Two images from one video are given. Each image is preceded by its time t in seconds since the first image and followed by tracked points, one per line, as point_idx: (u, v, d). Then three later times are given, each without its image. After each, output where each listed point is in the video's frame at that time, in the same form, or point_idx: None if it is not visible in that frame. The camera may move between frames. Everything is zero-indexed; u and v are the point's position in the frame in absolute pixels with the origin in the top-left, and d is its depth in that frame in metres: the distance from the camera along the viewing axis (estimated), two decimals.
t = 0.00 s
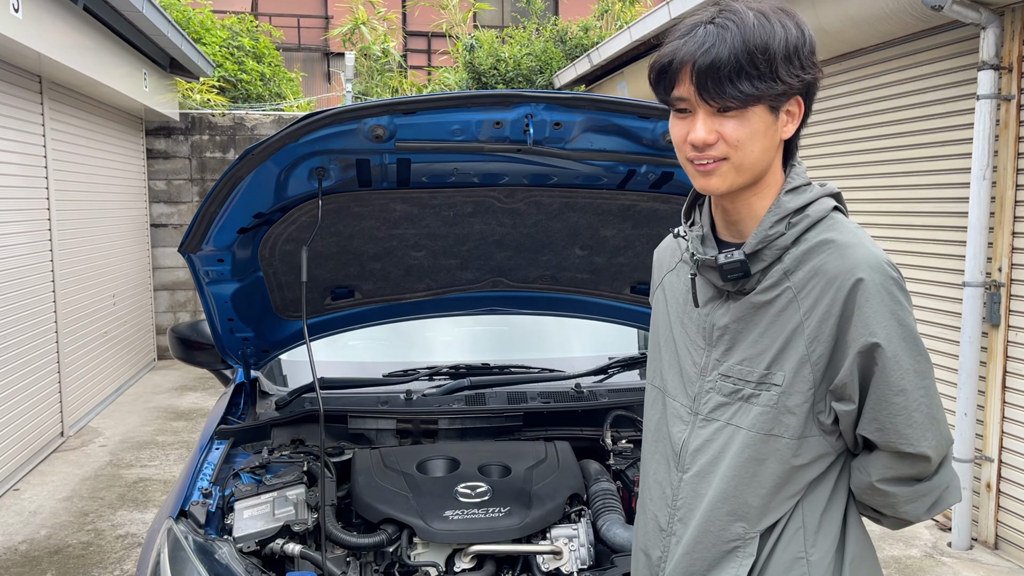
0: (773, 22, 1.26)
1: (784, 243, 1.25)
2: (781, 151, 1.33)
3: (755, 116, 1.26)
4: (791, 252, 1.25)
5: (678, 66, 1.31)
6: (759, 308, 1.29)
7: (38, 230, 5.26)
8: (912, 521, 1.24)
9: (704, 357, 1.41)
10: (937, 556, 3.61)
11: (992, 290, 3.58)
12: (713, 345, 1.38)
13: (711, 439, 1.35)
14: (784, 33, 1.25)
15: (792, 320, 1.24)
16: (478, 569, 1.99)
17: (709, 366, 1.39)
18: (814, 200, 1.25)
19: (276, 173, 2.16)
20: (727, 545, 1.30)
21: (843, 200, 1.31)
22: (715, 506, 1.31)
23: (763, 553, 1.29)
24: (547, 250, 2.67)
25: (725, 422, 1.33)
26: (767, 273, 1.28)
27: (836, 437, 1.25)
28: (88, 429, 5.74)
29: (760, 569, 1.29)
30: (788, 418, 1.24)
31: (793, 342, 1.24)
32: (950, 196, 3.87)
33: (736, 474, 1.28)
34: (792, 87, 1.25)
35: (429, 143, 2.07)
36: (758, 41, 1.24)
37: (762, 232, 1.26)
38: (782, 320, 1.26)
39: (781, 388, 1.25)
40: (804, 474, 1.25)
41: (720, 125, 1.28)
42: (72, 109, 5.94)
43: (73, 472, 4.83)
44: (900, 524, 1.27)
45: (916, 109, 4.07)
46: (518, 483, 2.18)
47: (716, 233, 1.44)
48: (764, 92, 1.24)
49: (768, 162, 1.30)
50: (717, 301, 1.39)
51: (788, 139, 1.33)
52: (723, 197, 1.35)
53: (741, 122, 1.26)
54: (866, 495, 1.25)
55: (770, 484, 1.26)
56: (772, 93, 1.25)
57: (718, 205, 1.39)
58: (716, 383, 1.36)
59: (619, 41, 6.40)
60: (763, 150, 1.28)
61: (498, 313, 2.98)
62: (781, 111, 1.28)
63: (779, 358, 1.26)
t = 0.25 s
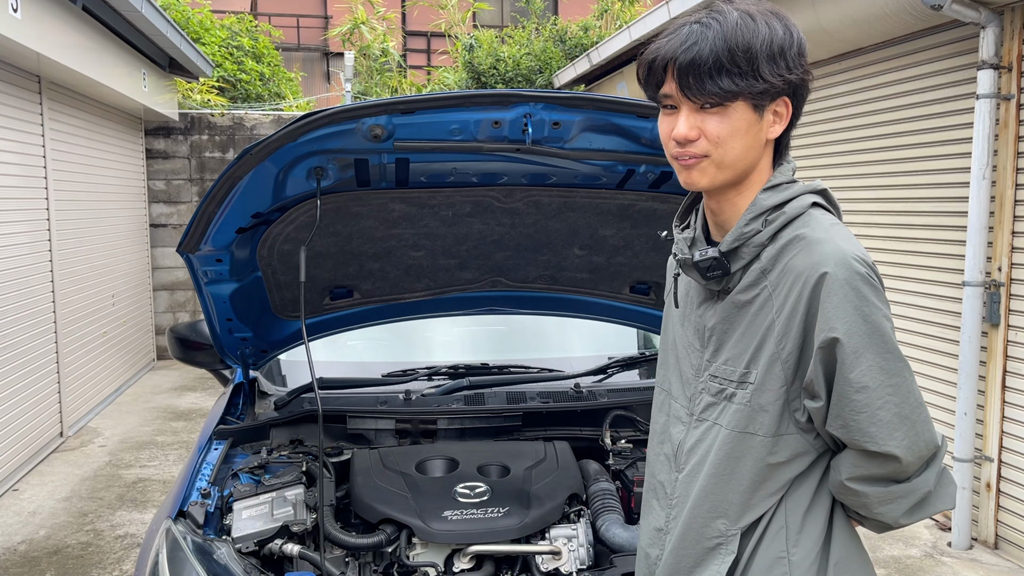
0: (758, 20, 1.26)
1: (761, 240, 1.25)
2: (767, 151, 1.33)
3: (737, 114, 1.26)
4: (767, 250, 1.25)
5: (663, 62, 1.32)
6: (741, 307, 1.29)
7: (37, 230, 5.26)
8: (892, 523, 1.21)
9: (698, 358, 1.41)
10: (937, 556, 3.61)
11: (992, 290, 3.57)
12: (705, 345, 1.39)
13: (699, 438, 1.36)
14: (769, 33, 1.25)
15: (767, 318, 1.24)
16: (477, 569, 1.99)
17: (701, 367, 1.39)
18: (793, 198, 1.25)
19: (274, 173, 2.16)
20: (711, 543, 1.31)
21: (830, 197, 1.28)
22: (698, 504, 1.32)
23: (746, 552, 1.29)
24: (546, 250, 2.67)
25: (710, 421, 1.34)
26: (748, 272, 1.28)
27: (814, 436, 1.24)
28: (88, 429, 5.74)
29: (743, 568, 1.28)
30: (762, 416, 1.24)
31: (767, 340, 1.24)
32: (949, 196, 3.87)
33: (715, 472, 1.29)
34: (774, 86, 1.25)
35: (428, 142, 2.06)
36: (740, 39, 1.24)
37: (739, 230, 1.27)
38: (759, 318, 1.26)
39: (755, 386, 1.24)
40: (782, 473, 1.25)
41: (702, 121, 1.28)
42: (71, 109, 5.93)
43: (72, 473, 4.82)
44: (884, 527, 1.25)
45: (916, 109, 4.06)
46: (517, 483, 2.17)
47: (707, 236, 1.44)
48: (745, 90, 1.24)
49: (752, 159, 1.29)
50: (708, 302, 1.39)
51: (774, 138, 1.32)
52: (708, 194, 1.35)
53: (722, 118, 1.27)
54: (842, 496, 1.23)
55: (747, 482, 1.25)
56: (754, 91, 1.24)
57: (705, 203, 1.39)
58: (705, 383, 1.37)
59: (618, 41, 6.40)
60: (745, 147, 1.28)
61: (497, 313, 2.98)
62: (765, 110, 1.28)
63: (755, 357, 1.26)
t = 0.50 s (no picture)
0: (752, 18, 1.26)
1: (766, 238, 1.24)
2: (765, 147, 1.33)
3: (736, 110, 1.26)
4: (773, 247, 1.24)
5: (658, 62, 1.31)
6: (745, 306, 1.29)
7: (36, 231, 5.25)
8: (903, 516, 1.22)
9: (699, 359, 1.41)
10: (937, 555, 3.60)
11: (991, 288, 3.57)
12: (706, 346, 1.38)
13: (705, 439, 1.35)
14: (762, 29, 1.25)
15: (775, 317, 1.24)
16: (476, 568, 1.99)
17: (703, 367, 1.39)
18: (795, 195, 1.25)
19: (272, 173, 2.16)
20: (720, 544, 1.30)
21: (828, 195, 1.30)
22: (707, 506, 1.31)
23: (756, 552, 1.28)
24: (544, 249, 2.67)
25: (716, 422, 1.33)
26: (751, 271, 1.28)
27: (822, 433, 1.24)
28: (87, 430, 5.73)
29: (754, 568, 1.28)
30: (774, 415, 1.23)
31: (775, 339, 1.23)
32: (948, 194, 3.87)
33: (725, 473, 1.28)
34: (770, 82, 1.25)
35: (426, 142, 2.06)
36: (736, 36, 1.24)
37: (743, 228, 1.26)
38: (766, 317, 1.25)
39: (765, 386, 1.24)
40: (792, 472, 1.24)
41: (701, 119, 1.27)
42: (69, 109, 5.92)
43: (71, 473, 4.82)
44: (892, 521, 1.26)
45: (914, 107, 4.06)
46: (516, 482, 2.17)
47: (704, 236, 1.43)
48: (743, 86, 1.24)
49: (751, 156, 1.29)
50: (708, 302, 1.39)
51: (771, 136, 1.32)
52: (708, 193, 1.34)
53: (721, 115, 1.26)
54: (854, 492, 1.23)
55: (758, 481, 1.25)
56: (751, 87, 1.24)
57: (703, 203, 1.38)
58: (709, 384, 1.36)
59: (617, 40, 6.39)
60: (745, 144, 1.28)
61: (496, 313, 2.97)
62: (763, 107, 1.28)
63: (764, 356, 1.25)
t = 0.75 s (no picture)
0: (690, 23, 1.26)
1: (771, 236, 1.24)
2: (744, 142, 1.29)
3: (689, 118, 1.26)
4: (778, 245, 1.24)
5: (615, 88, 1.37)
6: (751, 305, 1.29)
7: (34, 233, 5.24)
8: (916, 513, 1.22)
9: (706, 358, 1.40)
10: (937, 553, 3.61)
11: (989, 286, 3.57)
12: (713, 344, 1.38)
13: (710, 439, 1.35)
14: (703, 30, 1.25)
15: (779, 316, 1.23)
16: (475, 569, 1.98)
17: (710, 366, 1.38)
18: (801, 192, 1.24)
19: (269, 173, 2.15)
20: (726, 544, 1.30)
21: (836, 190, 1.28)
22: (711, 506, 1.31)
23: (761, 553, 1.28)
24: (543, 248, 2.66)
25: (721, 421, 1.33)
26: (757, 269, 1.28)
27: (829, 433, 1.24)
28: (86, 431, 5.73)
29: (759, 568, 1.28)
30: (779, 415, 1.23)
31: (780, 338, 1.23)
32: (946, 193, 3.87)
33: (730, 473, 1.28)
34: (723, 78, 1.23)
35: (424, 142, 2.06)
36: (670, 48, 1.26)
37: (748, 227, 1.25)
38: (771, 316, 1.25)
39: (771, 385, 1.24)
40: (799, 471, 1.24)
41: (658, 135, 1.31)
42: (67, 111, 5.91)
43: (70, 475, 4.81)
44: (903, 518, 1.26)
45: (912, 105, 4.06)
46: (515, 482, 2.17)
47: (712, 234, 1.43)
48: (684, 95, 1.25)
49: (720, 158, 1.28)
50: (716, 300, 1.38)
51: (751, 130, 1.29)
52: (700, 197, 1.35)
53: (674, 127, 1.28)
54: (864, 490, 1.23)
55: (764, 481, 1.25)
56: (695, 93, 1.24)
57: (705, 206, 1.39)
58: (715, 383, 1.36)
59: (616, 38, 6.37)
60: (709, 148, 1.27)
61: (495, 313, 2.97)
62: (723, 107, 1.25)
63: (769, 356, 1.25)
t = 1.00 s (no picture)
0: (683, 25, 1.28)
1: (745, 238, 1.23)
2: (743, 139, 1.26)
3: (681, 119, 1.29)
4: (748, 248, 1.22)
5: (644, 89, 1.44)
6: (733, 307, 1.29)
7: (30, 235, 5.23)
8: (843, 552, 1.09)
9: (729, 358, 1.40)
10: (936, 551, 3.61)
11: (987, 284, 3.58)
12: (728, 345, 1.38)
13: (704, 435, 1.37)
14: (686, 33, 1.26)
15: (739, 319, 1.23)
16: (475, 569, 1.98)
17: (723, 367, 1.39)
18: (784, 195, 1.20)
19: (266, 174, 2.15)
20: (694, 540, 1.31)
21: (832, 191, 1.20)
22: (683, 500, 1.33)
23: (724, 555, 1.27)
24: (541, 248, 2.66)
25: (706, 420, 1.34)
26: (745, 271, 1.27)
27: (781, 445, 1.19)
28: (83, 433, 5.72)
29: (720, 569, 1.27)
30: (724, 417, 1.23)
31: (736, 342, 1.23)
32: (943, 190, 3.87)
33: (693, 469, 1.30)
34: (700, 77, 1.23)
35: (421, 141, 2.05)
36: (662, 51, 1.29)
37: (728, 229, 1.27)
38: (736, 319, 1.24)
39: (722, 387, 1.24)
40: (750, 478, 1.21)
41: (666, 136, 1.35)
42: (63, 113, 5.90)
43: (68, 477, 4.80)
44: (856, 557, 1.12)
45: (909, 103, 4.06)
46: (514, 483, 2.16)
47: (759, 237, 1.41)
48: (671, 98, 1.28)
49: (713, 157, 1.28)
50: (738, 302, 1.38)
51: (748, 127, 1.25)
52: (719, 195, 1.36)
53: (672, 128, 1.31)
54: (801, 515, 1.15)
55: (716, 481, 1.24)
56: (680, 96, 1.27)
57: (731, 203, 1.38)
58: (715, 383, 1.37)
59: (614, 36, 6.34)
60: (702, 147, 1.28)
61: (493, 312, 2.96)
62: (711, 106, 1.25)
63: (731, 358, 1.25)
